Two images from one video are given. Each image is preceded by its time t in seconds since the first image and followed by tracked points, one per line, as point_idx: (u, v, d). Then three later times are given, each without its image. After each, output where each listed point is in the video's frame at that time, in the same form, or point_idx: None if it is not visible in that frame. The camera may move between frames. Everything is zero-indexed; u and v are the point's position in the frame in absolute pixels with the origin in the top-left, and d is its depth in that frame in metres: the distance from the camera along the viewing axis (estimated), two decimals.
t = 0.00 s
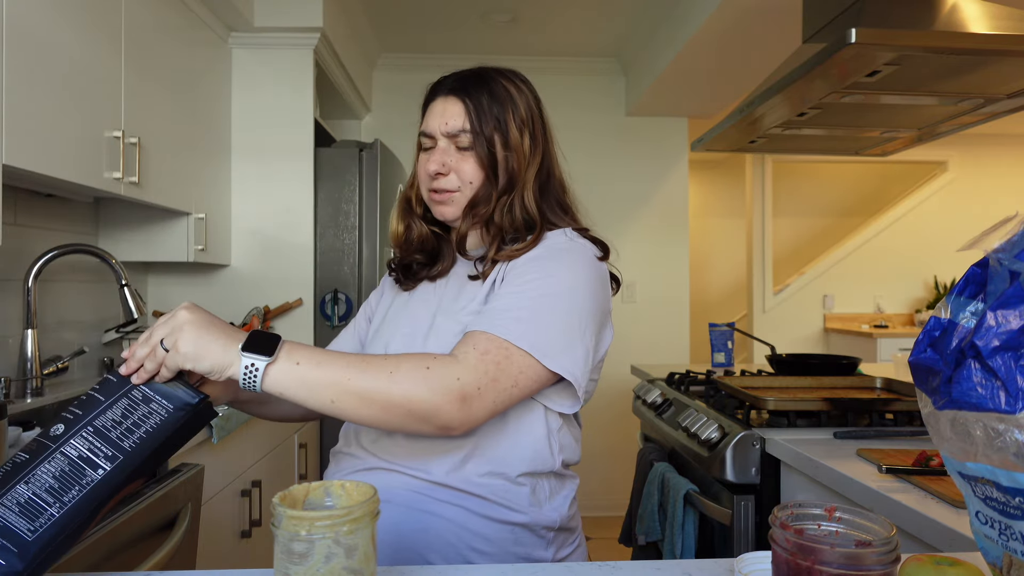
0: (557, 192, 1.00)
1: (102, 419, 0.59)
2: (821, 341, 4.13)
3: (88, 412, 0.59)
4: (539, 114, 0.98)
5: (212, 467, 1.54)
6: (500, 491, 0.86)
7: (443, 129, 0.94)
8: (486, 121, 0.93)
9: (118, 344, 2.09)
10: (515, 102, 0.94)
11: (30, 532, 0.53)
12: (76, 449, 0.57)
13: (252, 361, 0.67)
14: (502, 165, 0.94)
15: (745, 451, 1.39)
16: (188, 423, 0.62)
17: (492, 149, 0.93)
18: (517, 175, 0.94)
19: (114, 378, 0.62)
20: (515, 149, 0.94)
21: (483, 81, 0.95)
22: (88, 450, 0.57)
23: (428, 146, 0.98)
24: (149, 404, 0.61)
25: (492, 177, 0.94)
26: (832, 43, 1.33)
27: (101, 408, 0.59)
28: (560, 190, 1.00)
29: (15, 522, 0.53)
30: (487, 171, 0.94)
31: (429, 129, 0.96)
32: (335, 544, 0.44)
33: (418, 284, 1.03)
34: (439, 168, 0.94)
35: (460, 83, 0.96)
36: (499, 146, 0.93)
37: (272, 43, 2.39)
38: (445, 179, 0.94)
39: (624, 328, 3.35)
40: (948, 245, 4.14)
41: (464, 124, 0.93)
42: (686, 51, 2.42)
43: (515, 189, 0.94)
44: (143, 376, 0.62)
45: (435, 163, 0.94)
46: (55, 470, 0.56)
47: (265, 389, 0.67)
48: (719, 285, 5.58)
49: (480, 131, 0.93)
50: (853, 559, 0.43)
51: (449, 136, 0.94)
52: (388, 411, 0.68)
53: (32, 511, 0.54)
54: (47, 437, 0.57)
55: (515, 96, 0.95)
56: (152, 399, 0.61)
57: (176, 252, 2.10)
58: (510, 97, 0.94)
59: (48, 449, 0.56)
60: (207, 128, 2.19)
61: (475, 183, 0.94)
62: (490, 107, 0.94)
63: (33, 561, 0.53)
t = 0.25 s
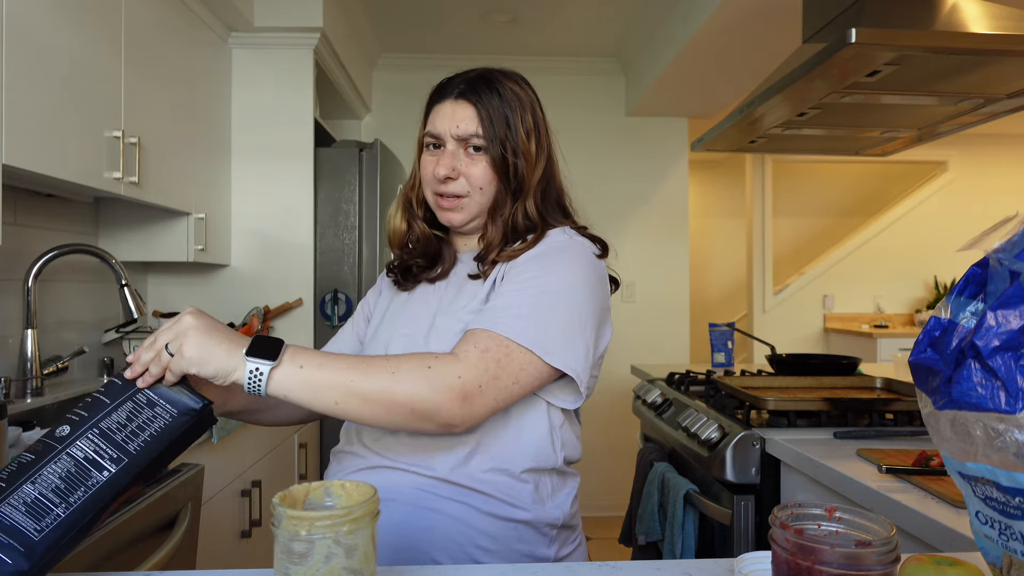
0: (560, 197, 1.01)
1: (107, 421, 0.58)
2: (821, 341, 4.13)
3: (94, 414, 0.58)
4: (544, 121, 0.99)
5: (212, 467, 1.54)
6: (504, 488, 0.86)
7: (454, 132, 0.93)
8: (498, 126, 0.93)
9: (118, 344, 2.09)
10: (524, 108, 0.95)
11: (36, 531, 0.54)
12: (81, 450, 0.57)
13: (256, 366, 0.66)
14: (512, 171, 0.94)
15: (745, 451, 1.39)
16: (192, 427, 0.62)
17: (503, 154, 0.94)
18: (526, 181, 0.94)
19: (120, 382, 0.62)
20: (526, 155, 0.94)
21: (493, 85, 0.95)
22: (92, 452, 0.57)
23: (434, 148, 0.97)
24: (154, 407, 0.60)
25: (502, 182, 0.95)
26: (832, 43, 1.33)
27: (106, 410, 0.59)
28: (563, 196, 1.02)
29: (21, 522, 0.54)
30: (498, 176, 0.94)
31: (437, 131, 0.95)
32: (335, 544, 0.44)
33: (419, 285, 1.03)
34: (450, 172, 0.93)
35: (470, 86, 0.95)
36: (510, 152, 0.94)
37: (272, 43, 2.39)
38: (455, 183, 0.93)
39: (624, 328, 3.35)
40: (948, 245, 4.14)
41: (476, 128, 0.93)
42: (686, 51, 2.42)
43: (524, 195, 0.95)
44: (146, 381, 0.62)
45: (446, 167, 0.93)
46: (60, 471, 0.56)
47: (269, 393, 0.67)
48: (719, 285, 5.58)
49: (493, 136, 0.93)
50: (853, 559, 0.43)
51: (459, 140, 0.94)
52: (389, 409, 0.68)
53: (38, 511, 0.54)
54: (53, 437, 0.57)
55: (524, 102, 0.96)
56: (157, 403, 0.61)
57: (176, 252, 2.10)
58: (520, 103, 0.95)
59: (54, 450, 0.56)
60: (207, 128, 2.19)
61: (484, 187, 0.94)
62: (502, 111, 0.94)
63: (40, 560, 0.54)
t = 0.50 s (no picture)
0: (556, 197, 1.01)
1: (106, 422, 0.59)
2: (821, 341, 4.13)
3: (92, 415, 0.59)
4: (542, 121, 0.99)
5: (212, 467, 1.54)
6: (505, 487, 0.86)
7: (450, 133, 0.94)
8: (494, 127, 0.93)
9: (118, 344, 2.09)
10: (520, 109, 0.95)
11: (29, 529, 0.53)
12: (78, 450, 0.57)
13: (254, 353, 0.66)
14: (508, 172, 0.94)
15: (744, 451, 1.39)
16: (189, 430, 0.62)
17: (499, 155, 0.94)
18: (522, 182, 0.95)
19: (120, 385, 0.63)
20: (522, 156, 0.94)
21: (489, 86, 0.95)
22: (89, 452, 0.57)
23: (431, 149, 0.98)
24: (153, 410, 0.61)
25: (498, 183, 0.95)
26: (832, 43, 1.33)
27: (105, 412, 0.59)
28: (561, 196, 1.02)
29: (13, 520, 0.53)
30: (493, 177, 0.94)
31: (433, 132, 0.96)
32: (335, 544, 0.44)
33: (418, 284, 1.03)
34: (445, 173, 0.93)
35: (467, 88, 0.95)
36: (506, 153, 0.94)
37: (272, 43, 2.39)
38: (451, 184, 0.94)
39: (624, 328, 3.35)
40: (948, 245, 4.14)
41: (471, 129, 0.93)
42: (686, 51, 2.42)
43: (520, 196, 0.95)
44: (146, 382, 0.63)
45: (441, 168, 0.93)
46: (56, 470, 0.55)
47: (268, 384, 0.67)
48: (719, 285, 5.58)
49: (488, 138, 0.93)
50: (853, 559, 0.43)
51: (454, 141, 0.94)
52: (390, 395, 0.68)
53: (31, 509, 0.54)
54: (50, 438, 0.57)
55: (520, 104, 0.95)
56: (156, 405, 0.62)
57: (176, 252, 2.10)
58: (516, 105, 0.95)
59: (51, 450, 0.56)
60: (207, 128, 2.19)
61: (480, 189, 0.94)
62: (497, 113, 0.94)
63: (29, 559, 0.52)
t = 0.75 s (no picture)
0: (546, 187, 0.99)
1: (101, 424, 0.59)
2: (821, 341, 4.13)
3: (88, 417, 0.59)
4: (522, 114, 0.96)
5: (212, 467, 1.54)
6: (505, 487, 0.86)
7: (425, 137, 0.94)
8: (464, 127, 0.92)
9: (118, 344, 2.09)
10: (494, 104, 0.93)
11: (21, 534, 0.53)
12: (73, 453, 0.57)
13: (248, 332, 0.66)
14: (484, 170, 0.93)
15: (744, 451, 1.39)
16: (185, 431, 0.62)
17: (472, 154, 0.93)
18: (500, 179, 0.93)
19: (117, 385, 0.62)
20: (496, 152, 0.93)
21: (462, 85, 0.94)
22: (84, 455, 0.57)
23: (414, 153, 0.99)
24: (149, 410, 0.61)
25: (476, 182, 0.94)
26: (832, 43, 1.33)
27: (100, 414, 0.59)
28: (552, 186, 0.99)
29: (6, 524, 0.53)
30: (471, 176, 0.94)
31: (412, 137, 0.96)
32: (335, 544, 0.44)
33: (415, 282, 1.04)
34: (423, 177, 0.94)
35: (441, 90, 0.95)
36: (480, 151, 0.93)
37: (272, 43, 2.39)
38: (430, 188, 0.95)
39: (624, 328, 3.35)
40: (948, 245, 4.14)
41: (443, 131, 0.93)
42: (686, 51, 2.42)
43: (499, 194, 0.94)
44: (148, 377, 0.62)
45: (419, 172, 0.94)
46: (50, 474, 0.56)
47: (267, 366, 0.67)
48: (719, 285, 5.58)
49: (459, 137, 0.92)
50: (854, 559, 0.43)
51: (430, 144, 0.94)
52: (391, 367, 0.67)
53: (24, 514, 0.54)
54: (46, 440, 0.57)
55: (495, 99, 0.94)
56: (153, 405, 0.61)
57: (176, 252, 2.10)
58: (490, 101, 0.93)
59: (46, 453, 0.57)
60: (207, 128, 2.19)
61: (459, 189, 0.94)
62: (467, 111, 0.93)
63: (20, 564, 0.53)
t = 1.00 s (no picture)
0: (537, 184, 0.98)
1: (100, 424, 0.59)
2: (821, 341, 4.13)
3: (87, 418, 0.59)
4: (509, 113, 0.96)
5: (212, 467, 1.54)
6: (506, 487, 0.86)
7: (411, 139, 0.95)
8: (448, 127, 0.92)
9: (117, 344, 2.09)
10: (479, 103, 0.93)
11: (18, 534, 0.53)
12: (71, 453, 0.57)
13: (246, 335, 0.66)
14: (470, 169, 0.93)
15: (744, 452, 1.39)
16: (183, 432, 0.62)
17: (457, 153, 0.92)
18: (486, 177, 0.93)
19: (116, 385, 0.62)
20: (481, 151, 0.92)
21: (447, 87, 0.95)
22: (82, 455, 0.57)
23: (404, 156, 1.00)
24: (149, 411, 0.61)
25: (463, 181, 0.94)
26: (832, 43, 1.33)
27: (99, 414, 0.59)
28: (543, 183, 0.99)
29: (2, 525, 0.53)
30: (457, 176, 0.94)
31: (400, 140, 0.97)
32: (335, 544, 0.44)
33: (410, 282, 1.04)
34: (410, 179, 0.95)
35: (427, 93, 0.96)
36: (464, 150, 0.93)
37: (272, 43, 2.39)
38: (419, 189, 0.95)
39: (624, 328, 3.35)
40: (948, 245, 4.14)
41: (428, 132, 0.93)
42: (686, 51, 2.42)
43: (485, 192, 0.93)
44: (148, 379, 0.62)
45: (407, 174, 0.95)
46: (47, 474, 0.56)
47: (265, 369, 0.67)
48: (719, 285, 5.58)
49: (443, 138, 0.92)
50: (854, 559, 0.43)
51: (416, 146, 0.95)
52: (390, 369, 0.67)
53: (21, 514, 0.54)
54: (44, 440, 0.57)
55: (481, 99, 0.94)
56: (152, 406, 0.61)
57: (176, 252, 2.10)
58: (475, 101, 0.93)
59: (44, 453, 0.57)
60: (207, 128, 2.19)
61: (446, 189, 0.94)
62: (451, 112, 0.93)
63: (16, 565, 0.52)
